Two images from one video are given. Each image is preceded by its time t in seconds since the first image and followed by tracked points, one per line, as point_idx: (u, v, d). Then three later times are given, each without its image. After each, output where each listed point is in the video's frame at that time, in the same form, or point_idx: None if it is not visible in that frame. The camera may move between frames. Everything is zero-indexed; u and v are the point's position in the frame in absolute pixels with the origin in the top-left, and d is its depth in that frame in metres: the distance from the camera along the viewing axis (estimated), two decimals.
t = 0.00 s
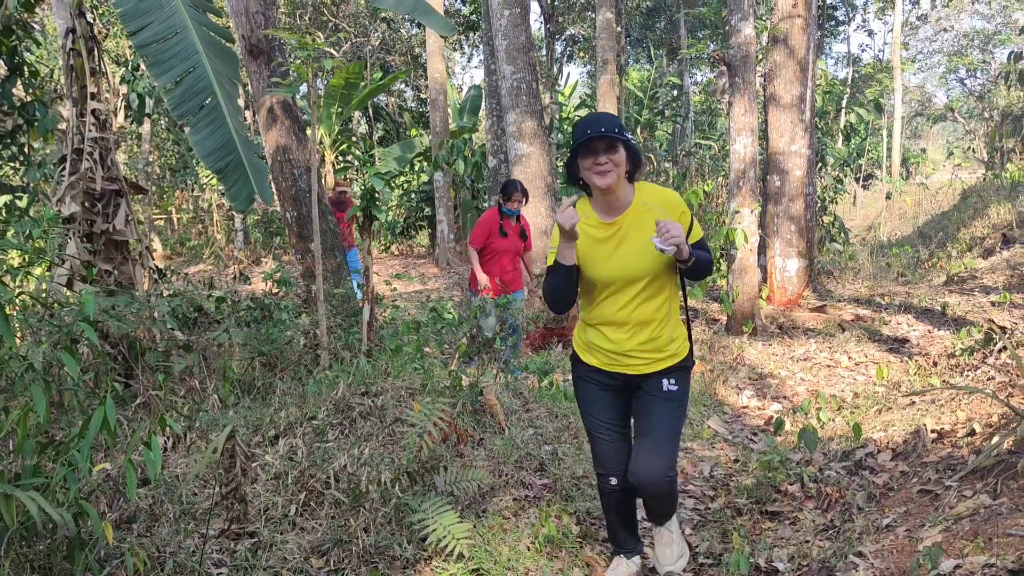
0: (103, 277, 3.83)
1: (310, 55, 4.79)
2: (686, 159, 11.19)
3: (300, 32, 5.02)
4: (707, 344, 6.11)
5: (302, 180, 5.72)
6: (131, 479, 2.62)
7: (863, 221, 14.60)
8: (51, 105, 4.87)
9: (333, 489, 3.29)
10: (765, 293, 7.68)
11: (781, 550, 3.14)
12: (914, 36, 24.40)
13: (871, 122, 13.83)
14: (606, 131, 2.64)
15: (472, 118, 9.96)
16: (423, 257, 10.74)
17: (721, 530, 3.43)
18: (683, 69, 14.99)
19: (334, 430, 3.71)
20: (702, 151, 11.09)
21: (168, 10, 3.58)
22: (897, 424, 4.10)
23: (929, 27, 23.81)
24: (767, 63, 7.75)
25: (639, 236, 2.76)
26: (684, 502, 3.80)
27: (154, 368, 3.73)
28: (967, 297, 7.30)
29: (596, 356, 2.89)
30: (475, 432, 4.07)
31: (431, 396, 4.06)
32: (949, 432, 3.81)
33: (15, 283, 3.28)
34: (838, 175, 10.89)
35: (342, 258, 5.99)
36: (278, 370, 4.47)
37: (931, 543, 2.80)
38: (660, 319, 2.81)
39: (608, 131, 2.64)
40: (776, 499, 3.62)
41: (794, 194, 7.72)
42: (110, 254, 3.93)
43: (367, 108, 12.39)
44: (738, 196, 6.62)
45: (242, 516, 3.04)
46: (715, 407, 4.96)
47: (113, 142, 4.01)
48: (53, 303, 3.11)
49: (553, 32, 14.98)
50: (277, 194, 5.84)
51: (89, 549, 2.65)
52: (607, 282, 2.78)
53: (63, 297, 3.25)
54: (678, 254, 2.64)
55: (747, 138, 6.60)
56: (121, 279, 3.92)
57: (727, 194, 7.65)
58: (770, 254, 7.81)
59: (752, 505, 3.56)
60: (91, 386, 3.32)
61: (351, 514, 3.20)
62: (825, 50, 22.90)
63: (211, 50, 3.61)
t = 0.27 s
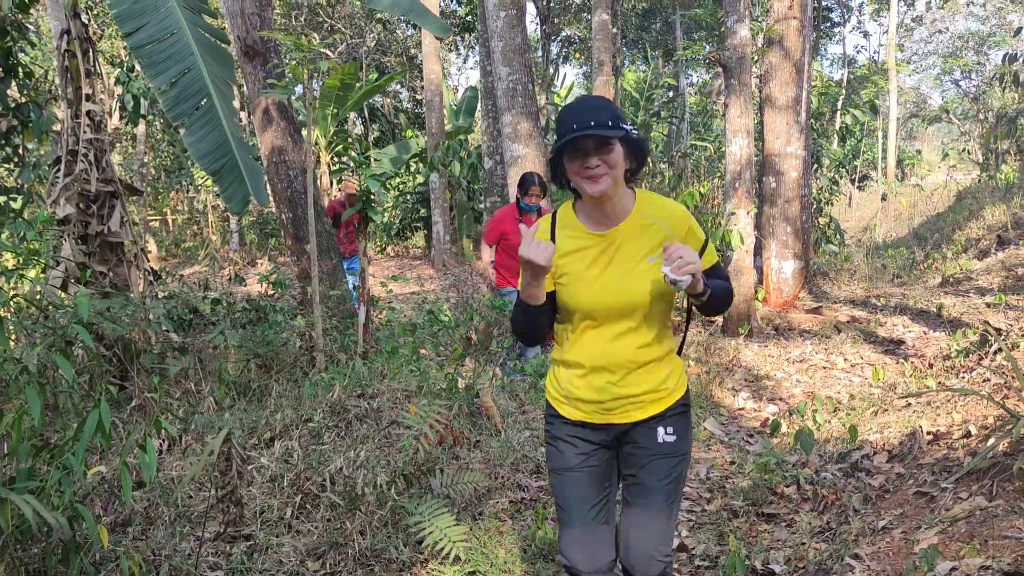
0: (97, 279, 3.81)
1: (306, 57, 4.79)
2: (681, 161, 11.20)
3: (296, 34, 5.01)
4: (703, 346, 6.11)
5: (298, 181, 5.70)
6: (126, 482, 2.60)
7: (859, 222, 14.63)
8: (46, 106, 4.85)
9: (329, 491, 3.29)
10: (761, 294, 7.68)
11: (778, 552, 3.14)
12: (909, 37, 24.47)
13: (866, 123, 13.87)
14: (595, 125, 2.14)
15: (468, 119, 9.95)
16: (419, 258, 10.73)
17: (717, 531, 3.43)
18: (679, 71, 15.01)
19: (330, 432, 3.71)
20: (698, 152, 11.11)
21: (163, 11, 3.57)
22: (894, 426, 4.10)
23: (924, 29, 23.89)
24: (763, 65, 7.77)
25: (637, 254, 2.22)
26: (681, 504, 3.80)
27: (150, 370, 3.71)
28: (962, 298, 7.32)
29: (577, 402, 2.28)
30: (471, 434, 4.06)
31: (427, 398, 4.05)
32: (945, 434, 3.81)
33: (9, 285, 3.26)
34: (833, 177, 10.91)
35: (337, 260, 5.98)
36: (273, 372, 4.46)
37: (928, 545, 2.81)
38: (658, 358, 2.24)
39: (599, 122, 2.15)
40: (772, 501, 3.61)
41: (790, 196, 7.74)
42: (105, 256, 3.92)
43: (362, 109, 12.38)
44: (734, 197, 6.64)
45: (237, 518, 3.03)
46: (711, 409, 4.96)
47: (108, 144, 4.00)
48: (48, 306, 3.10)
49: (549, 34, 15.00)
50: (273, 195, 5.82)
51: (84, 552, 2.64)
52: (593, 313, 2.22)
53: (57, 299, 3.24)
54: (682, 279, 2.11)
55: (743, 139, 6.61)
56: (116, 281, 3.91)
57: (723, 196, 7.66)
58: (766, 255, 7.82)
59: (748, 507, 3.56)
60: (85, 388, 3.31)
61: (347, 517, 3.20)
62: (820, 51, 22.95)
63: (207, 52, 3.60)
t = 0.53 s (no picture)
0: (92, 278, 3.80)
1: (302, 55, 4.78)
2: (678, 160, 11.20)
3: (292, 33, 5.00)
4: (699, 345, 6.12)
5: (294, 180, 5.69)
6: (121, 482, 2.59)
7: (855, 222, 14.66)
8: (40, 105, 4.83)
9: (325, 492, 3.30)
10: (757, 294, 7.68)
11: (774, 553, 3.13)
12: (905, 37, 24.52)
13: (862, 122, 13.90)
14: (489, 121, 1.66)
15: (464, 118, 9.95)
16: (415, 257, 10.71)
17: (714, 532, 3.42)
18: (675, 70, 15.03)
19: (325, 432, 3.70)
20: (694, 151, 11.12)
21: (158, 10, 3.58)
22: (890, 426, 4.10)
23: (920, 28, 23.94)
24: (759, 64, 7.78)
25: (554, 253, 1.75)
26: (677, 504, 3.79)
27: (145, 370, 3.69)
28: (958, 298, 7.33)
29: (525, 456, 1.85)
30: (468, 434, 4.05)
31: (423, 398, 4.04)
32: (941, 434, 3.82)
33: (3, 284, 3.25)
34: (830, 176, 10.93)
35: (333, 259, 5.97)
36: (268, 372, 4.45)
37: (924, 545, 2.81)
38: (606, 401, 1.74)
39: (496, 115, 1.66)
40: (769, 501, 3.61)
41: (786, 195, 7.75)
42: (100, 255, 3.90)
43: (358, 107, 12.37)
44: (731, 197, 6.64)
45: (233, 519, 3.02)
46: (707, 409, 4.96)
47: (103, 143, 3.97)
48: (42, 305, 3.08)
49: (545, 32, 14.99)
50: (268, 194, 5.80)
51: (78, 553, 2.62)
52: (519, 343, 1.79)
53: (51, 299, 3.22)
54: (606, 291, 1.52)
55: (739, 139, 6.62)
56: (111, 280, 3.90)
57: (718, 195, 7.67)
58: (762, 255, 7.82)
59: (745, 507, 3.56)
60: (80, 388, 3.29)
61: (343, 517, 3.19)
62: (816, 50, 22.98)
63: (202, 51, 3.59)
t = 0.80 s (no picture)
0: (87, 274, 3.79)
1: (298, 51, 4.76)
2: (675, 157, 11.19)
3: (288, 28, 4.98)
4: (696, 343, 6.12)
5: (290, 177, 5.67)
6: (118, 479, 2.58)
7: (851, 219, 14.67)
8: (35, 101, 4.80)
9: (321, 489, 3.32)
10: (754, 290, 7.68)
11: (772, 550, 3.13)
12: (902, 33, 24.55)
13: (859, 119, 13.91)
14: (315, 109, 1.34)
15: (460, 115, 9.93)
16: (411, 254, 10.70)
17: (711, 529, 3.43)
18: (672, 67, 15.02)
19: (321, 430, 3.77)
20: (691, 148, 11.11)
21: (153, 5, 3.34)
22: (886, 422, 4.11)
23: (916, 25, 23.95)
24: (756, 60, 7.77)
25: (484, 262, 1.46)
26: (674, 501, 3.80)
27: (142, 367, 3.68)
28: (954, 295, 7.34)
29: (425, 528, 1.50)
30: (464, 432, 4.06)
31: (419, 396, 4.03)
32: (938, 431, 3.82)
33: None
34: (827, 173, 10.93)
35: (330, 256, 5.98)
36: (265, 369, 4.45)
37: (921, 542, 2.81)
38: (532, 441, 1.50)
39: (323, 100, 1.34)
40: (766, 498, 3.62)
41: (783, 192, 7.75)
42: (95, 252, 3.90)
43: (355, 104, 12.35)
44: (728, 193, 6.64)
45: (230, 517, 3.03)
46: (704, 406, 4.96)
47: (99, 139, 3.92)
48: (38, 301, 3.08)
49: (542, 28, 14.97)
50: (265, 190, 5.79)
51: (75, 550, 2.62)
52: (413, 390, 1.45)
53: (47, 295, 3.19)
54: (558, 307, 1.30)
55: (736, 135, 6.61)
56: (107, 277, 3.90)
57: (715, 192, 7.67)
58: (759, 252, 7.82)
59: (741, 504, 3.56)
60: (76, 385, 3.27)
61: (339, 514, 3.21)
62: (814, 47, 22.99)
63: (195, 45, 3.32)
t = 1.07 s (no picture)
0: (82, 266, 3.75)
1: (293, 43, 4.74)
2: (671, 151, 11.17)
3: (283, 20, 4.96)
4: (692, 336, 6.12)
5: (285, 170, 5.65)
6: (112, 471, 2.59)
7: (847, 213, 14.69)
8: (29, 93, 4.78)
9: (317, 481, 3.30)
10: (749, 284, 7.69)
11: (767, 541, 3.15)
12: (898, 29, 24.57)
13: (855, 114, 13.92)
14: None
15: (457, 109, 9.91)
16: (407, 248, 10.68)
17: (706, 521, 3.43)
18: (669, 61, 15.01)
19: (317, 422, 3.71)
20: (687, 142, 11.11)
21: None
22: (881, 415, 4.12)
23: (912, 20, 23.97)
24: (752, 54, 7.76)
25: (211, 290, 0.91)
26: (669, 493, 3.81)
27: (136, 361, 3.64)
28: (949, 289, 7.36)
29: None
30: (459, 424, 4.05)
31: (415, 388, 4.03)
32: (932, 423, 3.83)
33: None
34: (822, 167, 10.94)
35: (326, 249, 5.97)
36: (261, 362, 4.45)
37: (916, 533, 2.82)
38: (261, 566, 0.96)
39: None
40: (761, 490, 3.63)
41: (779, 186, 7.75)
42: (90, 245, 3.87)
43: (351, 97, 12.31)
44: (724, 187, 6.64)
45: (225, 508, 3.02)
46: (699, 399, 4.97)
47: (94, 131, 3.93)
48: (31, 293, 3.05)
49: (537, 22, 14.93)
50: (260, 183, 5.76)
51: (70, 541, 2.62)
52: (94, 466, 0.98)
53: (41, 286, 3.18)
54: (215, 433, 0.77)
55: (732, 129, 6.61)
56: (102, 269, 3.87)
57: (711, 186, 7.67)
58: (755, 245, 7.82)
59: (737, 496, 3.58)
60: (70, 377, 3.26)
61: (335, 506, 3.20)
62: (810, 42, 22.98)
63: (191, 38, 3.55)
